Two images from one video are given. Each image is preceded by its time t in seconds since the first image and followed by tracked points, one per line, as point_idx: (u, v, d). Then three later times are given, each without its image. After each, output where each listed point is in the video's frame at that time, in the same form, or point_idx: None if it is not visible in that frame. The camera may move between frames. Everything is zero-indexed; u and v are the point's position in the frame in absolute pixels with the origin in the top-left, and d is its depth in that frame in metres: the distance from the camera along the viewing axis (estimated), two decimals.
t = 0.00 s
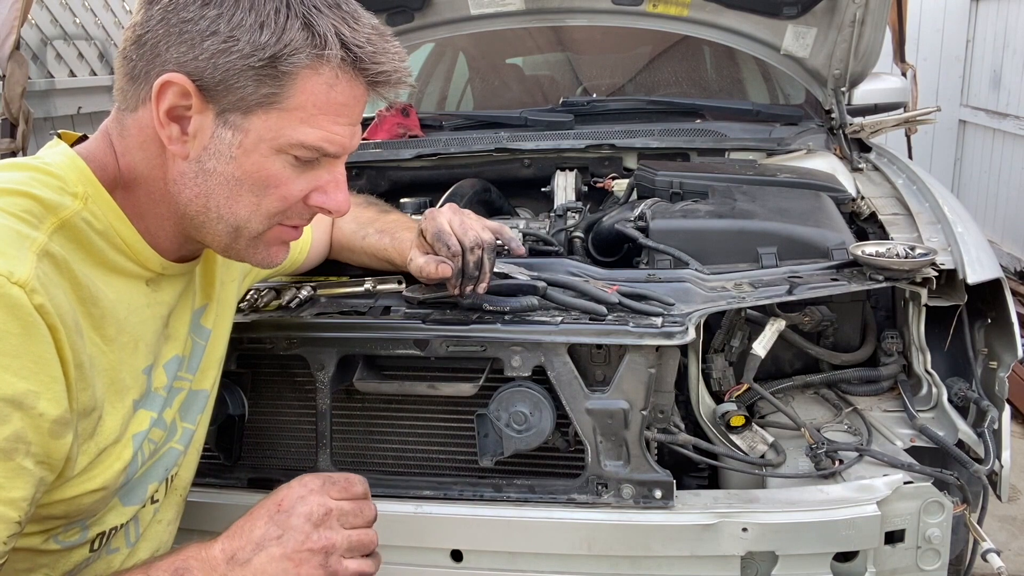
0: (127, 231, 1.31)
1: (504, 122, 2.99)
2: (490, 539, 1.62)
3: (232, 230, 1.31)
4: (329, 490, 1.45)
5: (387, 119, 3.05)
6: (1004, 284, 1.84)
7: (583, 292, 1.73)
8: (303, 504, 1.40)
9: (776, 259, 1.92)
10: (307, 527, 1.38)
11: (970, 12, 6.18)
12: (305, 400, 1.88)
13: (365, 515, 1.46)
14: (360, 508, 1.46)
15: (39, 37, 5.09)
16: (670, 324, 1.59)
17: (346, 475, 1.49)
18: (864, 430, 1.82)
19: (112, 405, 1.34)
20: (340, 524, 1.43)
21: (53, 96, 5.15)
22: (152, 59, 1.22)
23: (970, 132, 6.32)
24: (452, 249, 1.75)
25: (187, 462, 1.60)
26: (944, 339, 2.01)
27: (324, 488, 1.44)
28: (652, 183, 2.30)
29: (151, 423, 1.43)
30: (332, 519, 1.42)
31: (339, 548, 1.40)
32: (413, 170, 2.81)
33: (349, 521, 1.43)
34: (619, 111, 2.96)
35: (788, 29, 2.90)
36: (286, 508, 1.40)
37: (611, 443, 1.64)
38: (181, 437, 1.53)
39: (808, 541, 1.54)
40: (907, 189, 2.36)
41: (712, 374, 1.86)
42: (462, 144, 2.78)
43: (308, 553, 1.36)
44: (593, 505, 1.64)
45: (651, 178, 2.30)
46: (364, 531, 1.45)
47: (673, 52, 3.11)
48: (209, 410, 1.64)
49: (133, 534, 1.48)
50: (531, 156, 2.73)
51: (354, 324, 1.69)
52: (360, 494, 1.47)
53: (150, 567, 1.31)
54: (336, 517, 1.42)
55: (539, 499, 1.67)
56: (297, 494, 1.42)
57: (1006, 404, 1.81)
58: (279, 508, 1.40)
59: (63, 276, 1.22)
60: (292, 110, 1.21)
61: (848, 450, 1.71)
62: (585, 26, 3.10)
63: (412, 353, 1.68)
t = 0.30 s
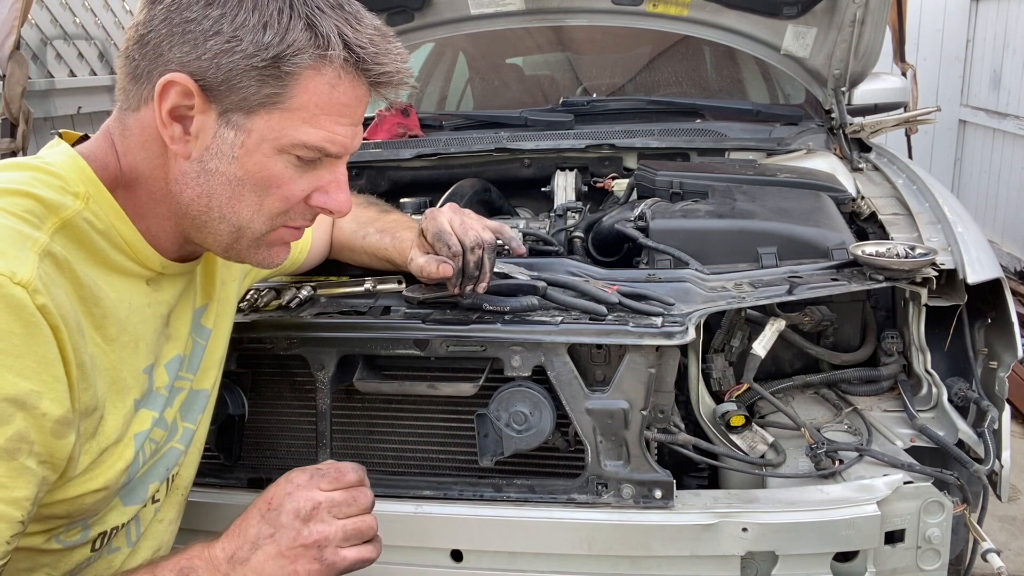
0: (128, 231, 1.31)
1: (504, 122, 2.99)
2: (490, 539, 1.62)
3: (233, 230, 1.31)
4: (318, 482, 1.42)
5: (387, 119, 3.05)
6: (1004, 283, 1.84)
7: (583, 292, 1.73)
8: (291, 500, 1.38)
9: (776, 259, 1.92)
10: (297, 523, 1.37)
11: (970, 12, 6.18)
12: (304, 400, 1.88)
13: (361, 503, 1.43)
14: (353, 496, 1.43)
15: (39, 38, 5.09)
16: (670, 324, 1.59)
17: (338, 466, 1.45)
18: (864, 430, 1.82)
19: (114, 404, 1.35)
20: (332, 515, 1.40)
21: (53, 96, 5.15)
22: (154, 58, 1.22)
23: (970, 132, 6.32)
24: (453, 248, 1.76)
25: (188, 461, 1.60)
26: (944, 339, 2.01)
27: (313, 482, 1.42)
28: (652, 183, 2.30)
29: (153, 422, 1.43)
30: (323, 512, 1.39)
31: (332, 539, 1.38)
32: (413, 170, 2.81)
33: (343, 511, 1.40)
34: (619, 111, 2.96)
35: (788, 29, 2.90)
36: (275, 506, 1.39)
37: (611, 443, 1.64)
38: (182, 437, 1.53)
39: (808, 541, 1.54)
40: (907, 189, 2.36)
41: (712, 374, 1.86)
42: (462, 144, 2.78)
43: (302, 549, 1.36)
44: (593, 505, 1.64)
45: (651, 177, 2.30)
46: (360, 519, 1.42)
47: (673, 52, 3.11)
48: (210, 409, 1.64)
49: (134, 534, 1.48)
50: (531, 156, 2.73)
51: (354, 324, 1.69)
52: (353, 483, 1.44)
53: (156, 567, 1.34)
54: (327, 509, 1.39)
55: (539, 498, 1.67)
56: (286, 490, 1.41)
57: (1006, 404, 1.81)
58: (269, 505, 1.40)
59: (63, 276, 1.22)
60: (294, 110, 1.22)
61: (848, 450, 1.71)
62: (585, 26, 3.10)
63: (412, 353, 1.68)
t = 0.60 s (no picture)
0: (126, 229, 1.31)
1: (504, 122, 2.99)
2: (490, 539, 1.62)
3: (230, 228, 1.31)
4: (312, 473, 1.40)
5: (387, 119, 3.05)
6: (1004, 283, 1.84)
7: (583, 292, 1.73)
8: (285, 492, 1.37)
9: (776, 258, 1.92)
10: (291, 515, 1.35)
11: (970, 12, 6.17)
12: (304, 400, 1.87)
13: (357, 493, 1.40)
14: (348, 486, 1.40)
15: (39, 38, 5.09)
16: (670, 324, 1.59)
17: (332, 456, 1.43)
18: (864, 430, 1.82)
19: (112, 403, 1.35)
20: (327, 506, 1.38)
21: (53, 96, 5.15)
22: (150, 54, 1.22)
23: (970, 132, 6.32)
24: (453, 248, 1.76)
25: (187, 462, 1.60)
26: (944, 339, 2.01)
27: (306, 473, 1.40)
28: (652, 183, 2.30)
29: (151, 422, 1.43)
30: (317, 503, 1.37)
31: (328, 530, 1.36)
32: (413, 170, 2.81)
33: (338, 501, 1.38)
34: (619, 111, 2.96)
35: (788, 29, 2.90)
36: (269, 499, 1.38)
37: (611, 443, 1.64)
38: (181, 437, 1.52)
39: (808, 541, 1.54)
40: (907, 189, 2.36)
41: (712, 374, 1.86)
42: (462, 144, 2.78)
43: (297, 540, 1.34)
44: (593, 505, 1.64)
45: (651, 177, 2.30)
46: (356, 509, 1.40)
47: (673, 52, 3.11)
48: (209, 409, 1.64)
49: (133, 534, 1.48)
50: (531, 156, 2.73)
51: (354, 324, 1.69)
52: (348, 473, 1.42)
53: (152, 563, 1.34)
54: (321, 501, 1.37)
55: (539, 499, 1.67)
56: (279, 482, 1.39)
57: (1006, 404, 1.81)
58: (263, 498, 1.38)
59: (60, 274, 1.22)
60: (289, 105, 1.21)
61: (848, 450, 1.71)
62: (585, 26, 3.10)
63: (412, 353, 1.68)
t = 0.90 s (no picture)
0: (124, 231, 1.31)
1: (504, 122, 2.99)
2: (490, 538, 1.62)
3: (219, 222, 1.29)
4: (284, 460, 1.30)
5: (387, 119, 3.05)
6: (1004, 283, 1.84)
7: (583, 292, 1.73)
8: (256, 482, 1.27)
9: (776, 259, 1.92)
10: (263, 506, 1.26)
11: (970, 12, 6.17)
12: (304, 400, 1.88)
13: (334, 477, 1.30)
14: (323, 471, 1.30)
15: (39, 37, 5.09)
16: (670, 324, 1.59)
17: (306, 441, 1.33)
18: (864, 430, 1.82)
19: (109, 405, 1.35)
20: (303, 493, 1.27)
21: (53, 96, 5.15)
22: (143, 46, 1.23)
23: (970, 132, 6.31)
24: (452, 249, 1.76)
25: (186, 463, 1.60)
26: (943, 339, 2.01)
27: (279, 461, 1.30)
28: (652, 183, 2.30)
29: (149, 423, 1.44)
30: (290, 491, 1.27)
31: (305, 519, 1.26)
32: (413, 170, 2.81)
33: (314, 488, 1.28)
34: (619, 111, 2.96)
35: (788, 29, 2.90)
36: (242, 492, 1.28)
37: (611, 443, 1.64)
38: (180, 438, 1.53)
39: (808, 540, 1.54)
40: (907, 189, 2.36)
41: (712, 374, 1.86)
42: (462, 144, 2.78)
43: (274, 532, 1.25)
44: (593, 505, 1.64)
45: (651, 177, 2.30)
46: (334, 493, 1.29)
47: (673, 53, 3.11)
48: (209, 410, 1.64)
49: (131, 535, 1.48)
50: (531, 156, 2.73)
51: (354, 324, 1.69)
52: (325, 458, 1.32)
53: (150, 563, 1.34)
54: (295, 488, 1.27)
55: (539, 499, 1.67)
56: (251, 472, 1.29)
57: (1006, 404, 1.81)
58: (237, 491, 1.30)
59: (56, 275, 1.21)
60: (277, 94, 1.21)
61: (848, 450, 1.71)
62: (585, 26, 3.10)
63: (412, 353, 1.68)
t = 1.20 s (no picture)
0: (117, 229, 1.31)
1: (504, 122, 2.99)
2: (490, 539, 1.62)
3: (162, 200, 1.25)
4: (238, 405, 1.27)
5: (387, 119, 3.05)
6: (1004, 284, 1.84)
7: (583, 292, 1.73)
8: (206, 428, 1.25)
9: (776, 259, 1.92)
10: (217, 453, 1.22)
11: (970, 12, 6.17)
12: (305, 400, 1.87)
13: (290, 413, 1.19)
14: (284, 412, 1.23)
15: (39, 37, 5.09)
16: (670, 324, 1.59)
17: (261, 386, 1.30)
18: (864, 430, 1.82)
19: (102, 405, 1.34)
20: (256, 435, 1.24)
21: (53, 96, 5.15)
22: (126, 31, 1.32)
23: (970, 132, 6.31)
24: (451, 258, 1.74)
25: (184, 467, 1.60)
26: (943, 339, 2.01)
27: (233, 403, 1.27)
28: (652, 183, 2.30)
29: (144, 426, 1.44)
30: (243, 435, 1.24)
31: (262, 462, 1.23)
32: (413, 170, 2.81)
33: (270, 430, 1.25)
34: (618, 111, 2.96)
35: (788, 29, 2.90)
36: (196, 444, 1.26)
37: (611, 443, 1.64)
38: (177, 440, 1.52)
39: (809, 541, 1.54)
40: (907, 189, 2.36)
41: (712, 374, 1.86)
42: (462, 144, 2.78)
43: (231, 479, 1.22)
44: (593, 505, 1.64)
45: (651, 177, 2.30)
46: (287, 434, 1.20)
47: (673, 53, 3.11)
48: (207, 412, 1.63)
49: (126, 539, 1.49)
50: (531, 156, 2.73)
51: (354, 324, 1.69)
52: (281, 401, 1.29)
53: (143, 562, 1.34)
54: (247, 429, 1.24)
55: (539, 498, 1.67)
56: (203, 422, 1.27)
57: (1006, 404, 1.81)
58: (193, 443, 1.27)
59: (46, 271, 1.21)
60: (219, 57, 1.21)
61: (848, 450, 1.71)
62: (585, 26, 3.10)
63: (412, 353, 1.68)
